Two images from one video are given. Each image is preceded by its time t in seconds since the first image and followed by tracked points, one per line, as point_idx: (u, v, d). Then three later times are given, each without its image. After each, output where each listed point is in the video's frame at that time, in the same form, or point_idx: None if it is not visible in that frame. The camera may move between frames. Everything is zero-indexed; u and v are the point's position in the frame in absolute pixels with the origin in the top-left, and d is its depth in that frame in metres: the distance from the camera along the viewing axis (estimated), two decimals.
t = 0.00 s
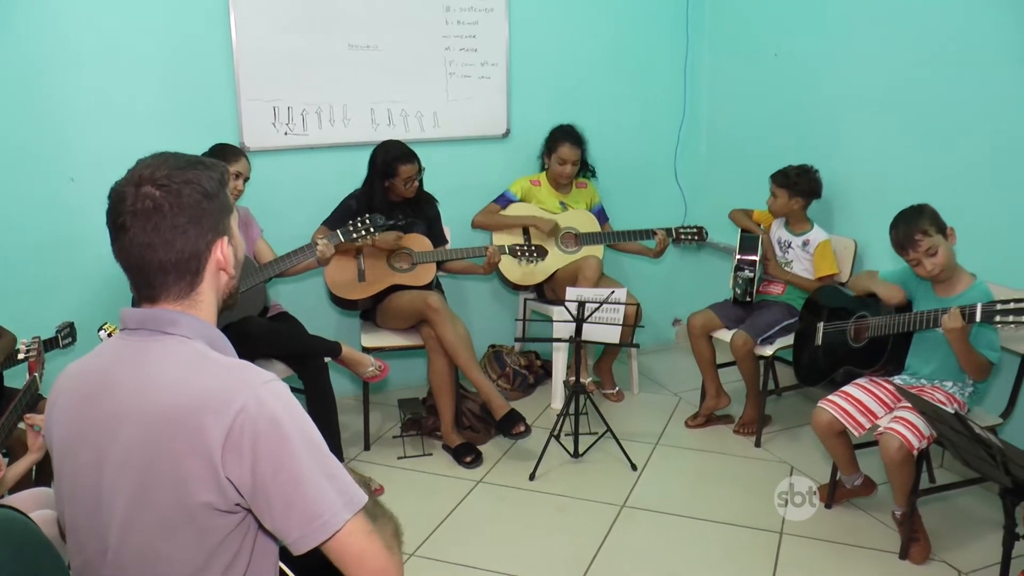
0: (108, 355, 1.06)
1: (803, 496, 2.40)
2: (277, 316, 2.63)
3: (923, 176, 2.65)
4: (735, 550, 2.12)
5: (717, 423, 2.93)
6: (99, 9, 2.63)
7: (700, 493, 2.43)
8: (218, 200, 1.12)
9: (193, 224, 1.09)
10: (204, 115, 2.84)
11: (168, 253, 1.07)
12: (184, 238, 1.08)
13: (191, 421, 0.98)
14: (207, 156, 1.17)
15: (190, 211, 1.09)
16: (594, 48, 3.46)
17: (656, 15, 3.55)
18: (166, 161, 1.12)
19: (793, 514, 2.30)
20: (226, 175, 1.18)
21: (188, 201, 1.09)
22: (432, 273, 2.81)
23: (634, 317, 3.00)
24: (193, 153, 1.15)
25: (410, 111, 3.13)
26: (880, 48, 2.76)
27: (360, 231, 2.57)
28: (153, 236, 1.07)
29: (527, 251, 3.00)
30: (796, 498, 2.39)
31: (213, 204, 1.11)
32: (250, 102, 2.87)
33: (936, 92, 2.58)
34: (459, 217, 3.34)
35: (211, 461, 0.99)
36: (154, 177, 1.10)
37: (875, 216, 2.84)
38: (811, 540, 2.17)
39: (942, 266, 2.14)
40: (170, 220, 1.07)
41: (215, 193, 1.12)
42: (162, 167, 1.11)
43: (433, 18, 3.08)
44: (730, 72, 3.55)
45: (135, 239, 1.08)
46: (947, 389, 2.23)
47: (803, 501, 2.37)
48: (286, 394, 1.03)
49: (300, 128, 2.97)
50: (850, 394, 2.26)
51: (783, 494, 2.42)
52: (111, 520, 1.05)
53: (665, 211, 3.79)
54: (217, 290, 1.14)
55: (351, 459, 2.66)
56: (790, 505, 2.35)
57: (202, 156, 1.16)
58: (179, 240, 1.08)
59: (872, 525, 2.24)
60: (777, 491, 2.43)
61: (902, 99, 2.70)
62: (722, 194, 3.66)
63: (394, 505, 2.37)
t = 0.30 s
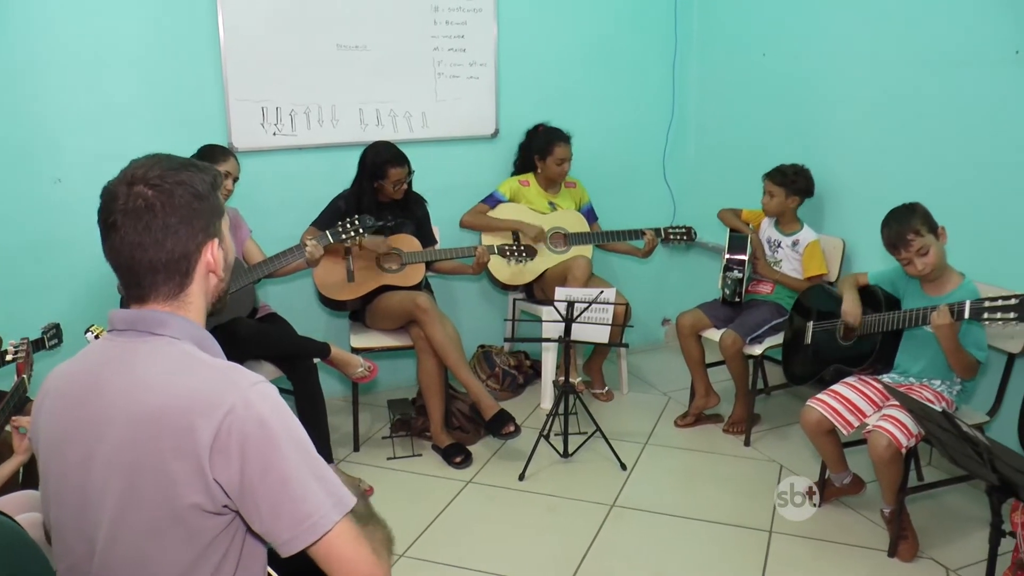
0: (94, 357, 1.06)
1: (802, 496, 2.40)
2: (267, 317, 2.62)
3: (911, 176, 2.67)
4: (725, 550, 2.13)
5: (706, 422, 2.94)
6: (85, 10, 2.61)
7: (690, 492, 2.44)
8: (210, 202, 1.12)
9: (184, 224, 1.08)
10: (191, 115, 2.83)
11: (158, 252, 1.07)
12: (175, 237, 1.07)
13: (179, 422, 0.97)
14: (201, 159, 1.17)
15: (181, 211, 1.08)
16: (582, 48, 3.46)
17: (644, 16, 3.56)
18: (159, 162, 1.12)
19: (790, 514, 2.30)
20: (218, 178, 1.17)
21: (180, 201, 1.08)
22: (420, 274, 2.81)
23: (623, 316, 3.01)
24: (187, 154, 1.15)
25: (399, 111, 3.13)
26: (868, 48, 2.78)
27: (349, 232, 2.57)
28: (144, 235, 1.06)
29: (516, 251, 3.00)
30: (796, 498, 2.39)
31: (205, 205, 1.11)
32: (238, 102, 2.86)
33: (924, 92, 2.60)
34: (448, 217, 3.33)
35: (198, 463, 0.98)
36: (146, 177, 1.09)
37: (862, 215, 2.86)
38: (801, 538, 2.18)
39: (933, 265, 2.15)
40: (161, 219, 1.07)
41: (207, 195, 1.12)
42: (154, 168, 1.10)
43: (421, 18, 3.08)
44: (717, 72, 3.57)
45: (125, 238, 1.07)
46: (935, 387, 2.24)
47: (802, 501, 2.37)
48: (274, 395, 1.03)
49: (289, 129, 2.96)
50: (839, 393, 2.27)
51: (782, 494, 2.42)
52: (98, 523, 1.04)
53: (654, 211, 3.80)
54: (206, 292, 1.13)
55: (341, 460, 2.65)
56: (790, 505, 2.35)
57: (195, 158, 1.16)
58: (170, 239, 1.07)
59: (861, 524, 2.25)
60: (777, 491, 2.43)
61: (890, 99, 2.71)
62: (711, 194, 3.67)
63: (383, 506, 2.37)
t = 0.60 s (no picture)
0: (80, 358, 1.05)
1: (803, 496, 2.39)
2: (255, 318, 2.62)
3: (898, 175, 2.68)
4: (714, 549, 2.13)
5: (695, 421, 2.95)
6: (70, 10, 2.59)
7: (678, 492, 2.44)
8: (193, 201, 1.11)
9: (167, 224, 1.07)
10: (177, 116, 2.81)
11: (141, 252, 1.06)
12: (158, 237, 1.07)
13: (166, 421, 0.97)
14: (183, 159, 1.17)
15: (164, 211, 1.08)
16: (571, 48, 3.47)
17: (632, 16, 3.56)
18: (141, 162, 1.11)
19: (790, 514, 2.30)
20: (201, 178, 1.17)
21: (162, 201, 1.08)
22: (409, 274, 2.82)
23: (612, 316, 3.01)
24: (169, 155, 1.14)
25: (388, 111, 3.12)
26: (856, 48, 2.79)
27: (338, 233, 2.57)
28: (127, 236, 1.06)
29: (505, 251, 3.00)
30: (796, 497, 2.39)
31: (188, 205, 1.10)
32: (226, 102, 2.85)
33: (911, 92, 2.61)
34: (437, 218, 3.33)
35: (187, 462, 0.98)
36: (129, 177, 1.09)
37: (849, 215, 2.87)
38: (790, 536, 2.18)
39: (921, 264, 2.16)
40: (143, 220, 1.06)
41: (189, 194, 1.11)
42: (136, 167, 1.10)
43: (409, 18, 3.07)
44: (705, 73, 3.58)
45: (108, 238, 1.07)
46: (922, 385, 2.26)
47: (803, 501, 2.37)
48: (262, 394, 1.03)
49: (277, 129, 2.96)
50: (827, 392, 2.28)
51: (783, 494, 2.41)
52: (87, 525, 1.04)
53: (643, 211, 3.81)
54: (191, 293, 1.12)
55: (330, 461, 2.64)
56: (790, 505, 2.35)
57: (178, 158, 1.16)
58: (153, 239, 1.07)
59: (849, 521, 2.26)
60: (777, 491, 2.43)
61: (877, 99, 2.73)
62: (699, 194, 3.68)
63: (373, 507, 2.36)
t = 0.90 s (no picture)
0: (65, 360, 1.04)
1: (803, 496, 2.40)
2: (243, 319, 2.61)
3: (885, 175, 2.69)
4: (702, 548, 2.14)
5: (684, 421, 2.95)
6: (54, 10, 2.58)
7: (667, 491, 2.45)
8: (177, 201, 1.11)
9: (150, 224, 1.07)
10: (163, 116, 2.80)
11: (123, 253, 1.06)
12: (140, 238, 1.06)
13: (151, 423, 0.96)
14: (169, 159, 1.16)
15: (147, 212, 1.07)
16: (559, 48, 3.47)
17: (620, 16, 3.57)
18: (125, 162, 1.11)
19: (790, 514, 2.30)
20: (186, 178, 1.16)
21: (145, 201, 1.07)
22: (398, 275, 2.81)
23: (600, 316, 3.02)
24: (154, 154, 1.14)
25: (375, 112, 3.12)
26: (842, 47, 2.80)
27: (326, 234, 2.57)
28: (109, 237, 1.05)
29: (494, 251, 3.00)
30: (796, 497, 2.39)
31: (172, 205, 1.10)
32: (213, 103, 2.84)
33: (896, 91, 2.62)
34: (425, 218, 3.33)
35: (172, 464, 0.98)
36: (111, 178, 1.08)
37: (836, 214, 2.89)
38: (778, 535, 2.19)
39: (907, 263, 2.17)
40: (125, 221, 1.06)
41: (173, 194, 1.11)
42: (120, 168, 1.09)
43: (396, 18, 3.07)
44: (692, 73, 3.59)
45: (89, 239, 1.06)
46: (909, 383, 2.27)
47: (803, 501, 2.37)
48: (248, 396, 1.02)
49: (265, 129, 2.95)
50: (815, 390, 2.29)
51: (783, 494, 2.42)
52: (71, 527, 1.03)
53: (630, 211, 3.81)
54: (175, 294, 1.12)
55: (318, 462, 2.64)
56: (790, 505, 2.35)
57: (163, 158, 1.15)
58: (135, 240, 1.06)
59: (837, 519, 2.27)
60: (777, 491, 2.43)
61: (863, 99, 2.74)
62: (687, 194, 3.69)
63: (361, 509, 2.36)
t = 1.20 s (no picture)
0: (49, 364, 1.03)
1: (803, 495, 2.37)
2: (231, 320, 2.60)
3: (871, 174, 2.71)
4: (690, 547, 2.14)
5: (672, 421, 2.96)
6: (38, 10, 2.56)
7: (654, 490, 2.45)
8: (159, 202, 1.10)
9: (131, 224, 1.06)
10: (149, 116, 2.78)
11: (104, 254, 1.05)
12: (122, 238, 1.05)
13: (136, 428, 0.96)
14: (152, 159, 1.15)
15: (129, 212, 1.06)
16: (547, 48, 3.47)
17: (607, 17, 3.58)
18: (108, 163, 1.10)
19: (790, 514, 2.30)
20: (171, 178, 1.15)
21: (126, 201, 1.06)
22: (386, 275, 2.80)
23: (588, 316, 3.02)
24: (138, 155, 1.13)
25: (363, 112, 3.11)
26: (829, 49, 2.81)
27: (314, 234, 2.56)
28: (90, 237, 1.05)
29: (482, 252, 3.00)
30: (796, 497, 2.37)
31: (155, 205, 1.09)
32: (200, 103, 2.83)
33: (882, 91, 2.64)
34: (413, 218, 3.32)
35: (157, 469, 0.97)
36: (92, 178, 1.07)
37: (822, 214, 2.90)
38: (767, 534, 2.20)
39: (891, 263, 2.18)
40: (106, 221, 1.05)
41: (156, 195, 1.10)
42: (101, 168, 1.08)
43: (384, 18, 3.07)
44: (679, 73, 3.59)
45: (71, 240, 1.05)
46: (896, 382, 2.28)
47: (803, 501, 2.35)
48: (234, 400, 1.02)
49: (252, 130, 2.94)
50: (803, 389, 2.30)
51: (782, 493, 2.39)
52: (55, 533, 1.02)
53: (618, 211, 3.82)
54: (162, 294, 1.11)
55: (306, 464, 2.63)
56: (790, 505, 2.34)
57: (147, 159, 1.14)
58: (117, 240, 1.05)
59: (825, 518, 2.28)
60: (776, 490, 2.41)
61: (849, 99, 2.76)
62: (674, 194, 3.70)
63: (350, 510, 2.35)
